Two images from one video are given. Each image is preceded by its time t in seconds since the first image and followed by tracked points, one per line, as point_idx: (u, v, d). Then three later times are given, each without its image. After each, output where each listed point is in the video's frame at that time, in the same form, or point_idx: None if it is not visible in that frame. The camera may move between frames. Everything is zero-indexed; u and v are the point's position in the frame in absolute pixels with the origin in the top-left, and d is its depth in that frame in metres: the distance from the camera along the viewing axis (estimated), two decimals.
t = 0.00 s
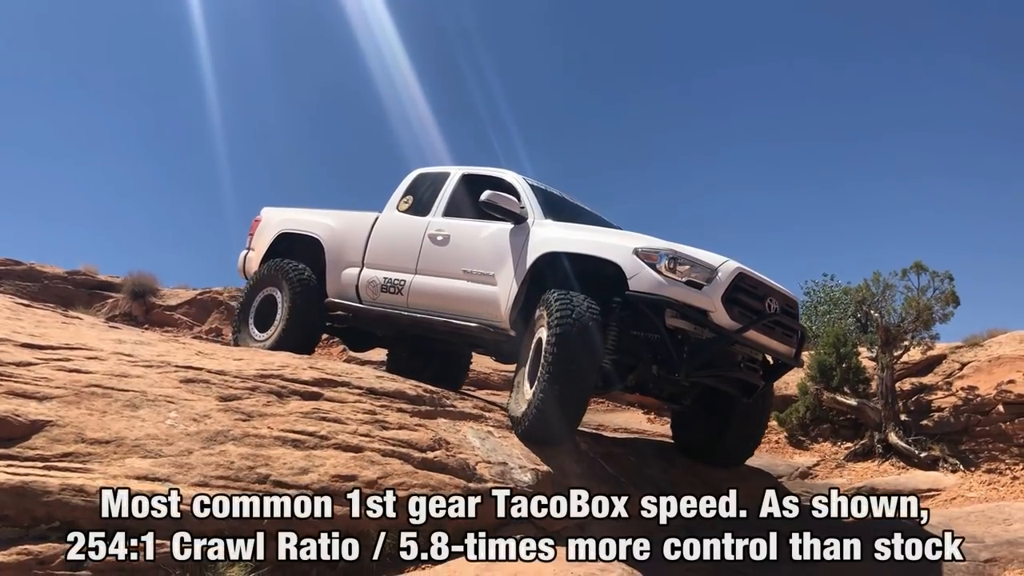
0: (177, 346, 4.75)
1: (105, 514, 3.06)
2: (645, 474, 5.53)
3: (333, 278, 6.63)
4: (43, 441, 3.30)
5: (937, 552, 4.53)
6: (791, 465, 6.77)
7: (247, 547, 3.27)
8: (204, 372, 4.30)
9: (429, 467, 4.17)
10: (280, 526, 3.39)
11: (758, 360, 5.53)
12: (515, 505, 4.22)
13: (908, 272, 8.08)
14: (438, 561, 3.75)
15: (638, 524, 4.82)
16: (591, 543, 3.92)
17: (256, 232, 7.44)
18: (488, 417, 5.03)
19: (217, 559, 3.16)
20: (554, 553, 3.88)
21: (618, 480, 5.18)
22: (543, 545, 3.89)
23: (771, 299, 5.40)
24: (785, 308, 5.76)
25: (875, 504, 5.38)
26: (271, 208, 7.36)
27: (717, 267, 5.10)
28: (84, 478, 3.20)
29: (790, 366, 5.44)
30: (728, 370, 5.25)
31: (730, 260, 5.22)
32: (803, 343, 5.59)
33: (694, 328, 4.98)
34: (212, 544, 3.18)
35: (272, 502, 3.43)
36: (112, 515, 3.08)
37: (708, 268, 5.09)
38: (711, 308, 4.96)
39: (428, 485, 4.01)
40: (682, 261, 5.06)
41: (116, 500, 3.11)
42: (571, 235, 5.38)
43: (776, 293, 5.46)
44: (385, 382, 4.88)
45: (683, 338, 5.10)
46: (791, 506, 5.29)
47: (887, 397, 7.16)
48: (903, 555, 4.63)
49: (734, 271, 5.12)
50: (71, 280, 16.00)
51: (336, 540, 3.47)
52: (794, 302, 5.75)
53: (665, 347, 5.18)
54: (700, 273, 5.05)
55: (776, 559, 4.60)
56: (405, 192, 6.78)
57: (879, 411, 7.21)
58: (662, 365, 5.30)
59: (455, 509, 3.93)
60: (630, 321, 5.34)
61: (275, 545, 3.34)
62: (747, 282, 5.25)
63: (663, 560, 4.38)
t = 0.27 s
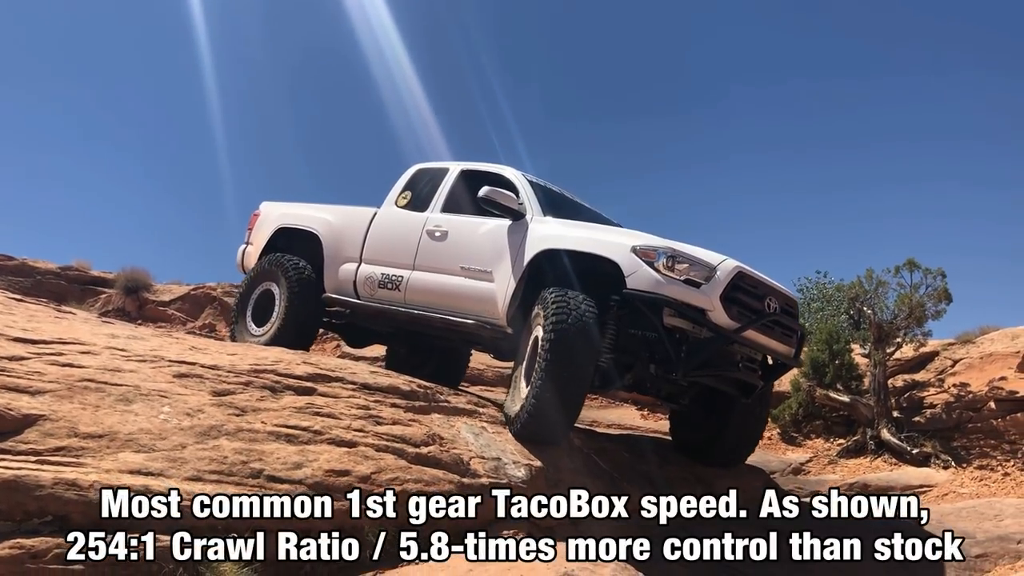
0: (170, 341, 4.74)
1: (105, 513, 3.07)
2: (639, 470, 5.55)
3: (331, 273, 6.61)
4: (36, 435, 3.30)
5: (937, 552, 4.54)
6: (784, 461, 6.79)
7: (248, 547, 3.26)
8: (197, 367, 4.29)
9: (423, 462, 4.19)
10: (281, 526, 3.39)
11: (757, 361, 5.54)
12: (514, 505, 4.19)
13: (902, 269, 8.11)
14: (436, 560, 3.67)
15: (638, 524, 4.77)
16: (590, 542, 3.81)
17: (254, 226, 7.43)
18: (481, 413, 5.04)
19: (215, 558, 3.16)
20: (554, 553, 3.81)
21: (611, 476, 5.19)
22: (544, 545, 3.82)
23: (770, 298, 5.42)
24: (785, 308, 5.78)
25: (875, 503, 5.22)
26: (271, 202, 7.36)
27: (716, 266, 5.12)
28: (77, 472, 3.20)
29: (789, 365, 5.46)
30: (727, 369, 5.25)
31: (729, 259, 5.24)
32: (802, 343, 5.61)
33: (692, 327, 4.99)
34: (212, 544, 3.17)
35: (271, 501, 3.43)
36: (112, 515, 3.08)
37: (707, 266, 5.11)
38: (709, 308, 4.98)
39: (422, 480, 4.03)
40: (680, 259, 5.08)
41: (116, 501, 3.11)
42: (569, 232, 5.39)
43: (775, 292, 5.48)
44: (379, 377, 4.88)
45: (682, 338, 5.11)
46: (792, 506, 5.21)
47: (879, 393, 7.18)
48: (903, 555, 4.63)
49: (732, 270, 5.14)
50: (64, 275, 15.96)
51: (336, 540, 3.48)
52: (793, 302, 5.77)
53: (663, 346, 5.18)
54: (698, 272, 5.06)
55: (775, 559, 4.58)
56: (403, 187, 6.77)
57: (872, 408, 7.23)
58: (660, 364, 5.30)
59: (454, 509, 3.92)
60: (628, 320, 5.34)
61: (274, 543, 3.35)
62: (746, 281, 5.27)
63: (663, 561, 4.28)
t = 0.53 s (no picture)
0: (160, 334, 4.73)
1: (105, 513, 3.10)
2: (629, 464, 5.59)
3: (325, 267, 6.60)
4: (26, 427, 3.30)
5: (937, 552, 4.52)
6: (773, 456, 6.84)
7: (247, 547, 3.30)
8: (188, 360, 4.29)
9: (414, 455, 4.21)
10: (281, 526, 3.44)
11: (752, 359, 5.56)
12: (515, 505, 4.24)
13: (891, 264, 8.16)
14: (436, 559, 3.69)
15: (638, 525, 4.81)
16: (590, 542, 3.82)
17: (250, 219, 7.41)
18: (472, 406, 5.06)
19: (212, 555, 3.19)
20: (554, 553, 3.76)
21: (601, 469, 5.23)
22: (544, 544, 3.78)
23: (765, 296, 5.43)
24: (780, 305, 5.82)
25: (875, 503, 5.21)
26: (267, 196, 7.34)
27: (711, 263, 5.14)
28: (67, 464, 3.21)
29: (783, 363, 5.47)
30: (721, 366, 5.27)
31: (724, 256, 5.26)
32: (797, 341, 5.63)
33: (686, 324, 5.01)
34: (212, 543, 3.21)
35: (271, 500, 3.47)
36: (112, 515, 3.11)
37: (701, 263, 5.14)
38: (704, 304, 5.00)
39: (413, 473, 4.06)
40: (675, 255, 5.10)
41: (116, 500, 3.14)
42: (565, 228, 5.39)
43: (770, 289, 5.50)
44: (370, 370, 4.89)
45: (675, 334, 5.13)
46: (793, 506, 5.10)
47: (868, 388, 7.22)
48: (903, 555, 4.60)
49: (727, 266, 5.16)
50: (53, 269, 15.89)
51: (336, 540, 3.54)
52: (788, 300, 5.79)
53: (657, 342, 5.20)
54: (693, 268, 5.08)
55: (775, 558, 4.57)
56: (399, 181, 6.76)
57: (861, 403, 7.28)
58: (654, 361, 5.31)
59: (454, 509, 3.99)
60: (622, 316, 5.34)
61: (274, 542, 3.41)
62: (741, 278, 5.29)
63: (661, 560, 4.29)
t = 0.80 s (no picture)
0: (145, 326, 4.72)
1: (105, 513, 3.10)
2: (615, 458, 5.64)
3: (314, 259, 6.59)
4: (10, 418, 3.30)
5: (937, 552, 4.53)
6: (758, 450, 6.89)
7: (246, 546, 3.38)
8: (174, 352, 4.28)
9: (400, 448, 4.23)
10: (280, 526, 3.50)
11: (741, 355, 5.58)
12: (515, 505, 4.31)
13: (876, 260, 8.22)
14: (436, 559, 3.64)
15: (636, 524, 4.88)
16: (591, 542, 3.83)
17: (240, 211, 7.39)
18: (459, 400, 5.08)
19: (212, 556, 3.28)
20: (554, 553, 3.74)
21: (587, 463, 5.27)
22: (544, 544, 3.75)
23: (755, 292, 5.47)
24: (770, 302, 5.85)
25: (874, 503, 5.14)
26: (258, 187, 7.33)
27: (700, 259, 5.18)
28: (52, 455, 3.21)
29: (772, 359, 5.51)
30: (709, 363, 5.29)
31: (714, 252, 5.29)
32: (786, 337, 5.66)
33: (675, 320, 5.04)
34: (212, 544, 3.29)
35: (271, 500, 3.52)
36: (112, 515, 3.12)
37: (691, 259, 5.17)
38: (693, 300, 5.04)
39: (400, 466, 4.09)
40: (665, 251, 5.13)
41: (116, 501, 3.16)
42: (555, 223, 5.40)
43: (760, 286, 5.54)
44: (357, 363, 4.89)
45: (664, 330, 5.16)
46: (792, 506, 5.24)
47: (853, 384, 7.32)
48: (903, 555, 4.63)
49: (717, 262, 5.19)
50: (36, 262, 15.77)
51: (336, 540, 3.61)
52: (778, 297, 5.82)
53: (645, 338, 5.21)
54: (682, 264, 5.12)
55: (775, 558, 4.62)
56: (389, 173, 6.74)
57: (845, 398, 7.35)
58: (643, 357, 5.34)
59: (454, 509, 4.08)
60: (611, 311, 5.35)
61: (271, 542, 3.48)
62: (730, 274, 5.33)
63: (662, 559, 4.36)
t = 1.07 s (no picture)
0: (122, 317, 4.68)
1: (105, 513, 3.13)
2: (595, 452, 5.67)
3: (297, 252, 6.56)
4: None
5: (937, 552, 4.42)
6: (737, 446, 6.94)
7: (247, 546, 3.45)
8: (151, 344, 4.25)
9: (380, 442, 4.23)
10: (281, 526, 3.57)
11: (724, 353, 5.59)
12: (515, 505, 4.40)
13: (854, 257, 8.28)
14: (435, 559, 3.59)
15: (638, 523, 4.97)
16: (590, 542, 3.89)
17: (222, 203, 7.34)
18: (439, 393, 5.07)
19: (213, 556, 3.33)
20: (554, 553, 3.73)
21: (567, 457, 5.29)
22: (544, 544, 3.74)
23: (739, 290, 5.49)
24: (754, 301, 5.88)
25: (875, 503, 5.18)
26: (240, 178, 7.28)
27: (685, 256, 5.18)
28: (25, 447, 3.19)
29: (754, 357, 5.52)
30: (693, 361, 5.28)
31: (699, 249, 5.31)
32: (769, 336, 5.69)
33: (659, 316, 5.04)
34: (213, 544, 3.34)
35: (271, 500, 3.58)
36: (112, 514, 3.14)
37: (675, 256, 5.17)
38: (677, 297, 5.04)
39: (379, 460, 4.09)
40: (649, 247, 5.14)
41: (116, 500, 3.18)
42: (540, 218, 5.39)
43: (744, 284, 5.56)
44: (336, 357, 4.88)
45: (647, 327, 5.14)
46: (793, 507, 5.24)
47: (832, 379, 7.36)
48: (903, 556, 4.51)
49: (701, 260, 5.20)
50: (12, 253, 15.58)
51: (336, 540, 3.64)
52: (761, 296, 5.85)
53: (629, 335, 5.20)
54: (667, 260, 5.12)
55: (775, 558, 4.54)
56: (373, 166, 6.70)
57: (824, 394, 7.41)
58: (626, 353, 5.32)
59: (455, 509, 4.14)
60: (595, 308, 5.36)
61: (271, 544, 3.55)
62: (715, 272, 5.35)
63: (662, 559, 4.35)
